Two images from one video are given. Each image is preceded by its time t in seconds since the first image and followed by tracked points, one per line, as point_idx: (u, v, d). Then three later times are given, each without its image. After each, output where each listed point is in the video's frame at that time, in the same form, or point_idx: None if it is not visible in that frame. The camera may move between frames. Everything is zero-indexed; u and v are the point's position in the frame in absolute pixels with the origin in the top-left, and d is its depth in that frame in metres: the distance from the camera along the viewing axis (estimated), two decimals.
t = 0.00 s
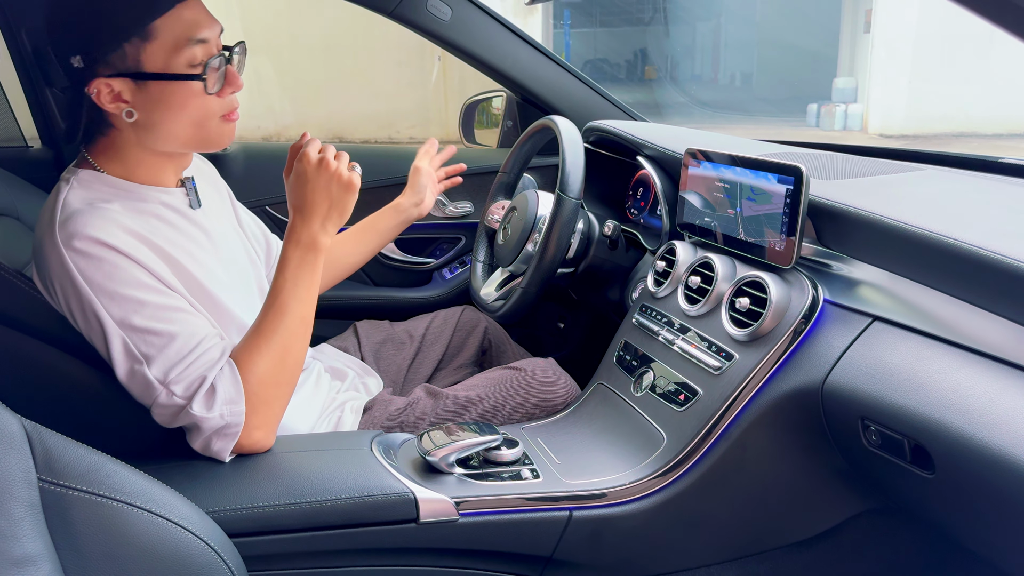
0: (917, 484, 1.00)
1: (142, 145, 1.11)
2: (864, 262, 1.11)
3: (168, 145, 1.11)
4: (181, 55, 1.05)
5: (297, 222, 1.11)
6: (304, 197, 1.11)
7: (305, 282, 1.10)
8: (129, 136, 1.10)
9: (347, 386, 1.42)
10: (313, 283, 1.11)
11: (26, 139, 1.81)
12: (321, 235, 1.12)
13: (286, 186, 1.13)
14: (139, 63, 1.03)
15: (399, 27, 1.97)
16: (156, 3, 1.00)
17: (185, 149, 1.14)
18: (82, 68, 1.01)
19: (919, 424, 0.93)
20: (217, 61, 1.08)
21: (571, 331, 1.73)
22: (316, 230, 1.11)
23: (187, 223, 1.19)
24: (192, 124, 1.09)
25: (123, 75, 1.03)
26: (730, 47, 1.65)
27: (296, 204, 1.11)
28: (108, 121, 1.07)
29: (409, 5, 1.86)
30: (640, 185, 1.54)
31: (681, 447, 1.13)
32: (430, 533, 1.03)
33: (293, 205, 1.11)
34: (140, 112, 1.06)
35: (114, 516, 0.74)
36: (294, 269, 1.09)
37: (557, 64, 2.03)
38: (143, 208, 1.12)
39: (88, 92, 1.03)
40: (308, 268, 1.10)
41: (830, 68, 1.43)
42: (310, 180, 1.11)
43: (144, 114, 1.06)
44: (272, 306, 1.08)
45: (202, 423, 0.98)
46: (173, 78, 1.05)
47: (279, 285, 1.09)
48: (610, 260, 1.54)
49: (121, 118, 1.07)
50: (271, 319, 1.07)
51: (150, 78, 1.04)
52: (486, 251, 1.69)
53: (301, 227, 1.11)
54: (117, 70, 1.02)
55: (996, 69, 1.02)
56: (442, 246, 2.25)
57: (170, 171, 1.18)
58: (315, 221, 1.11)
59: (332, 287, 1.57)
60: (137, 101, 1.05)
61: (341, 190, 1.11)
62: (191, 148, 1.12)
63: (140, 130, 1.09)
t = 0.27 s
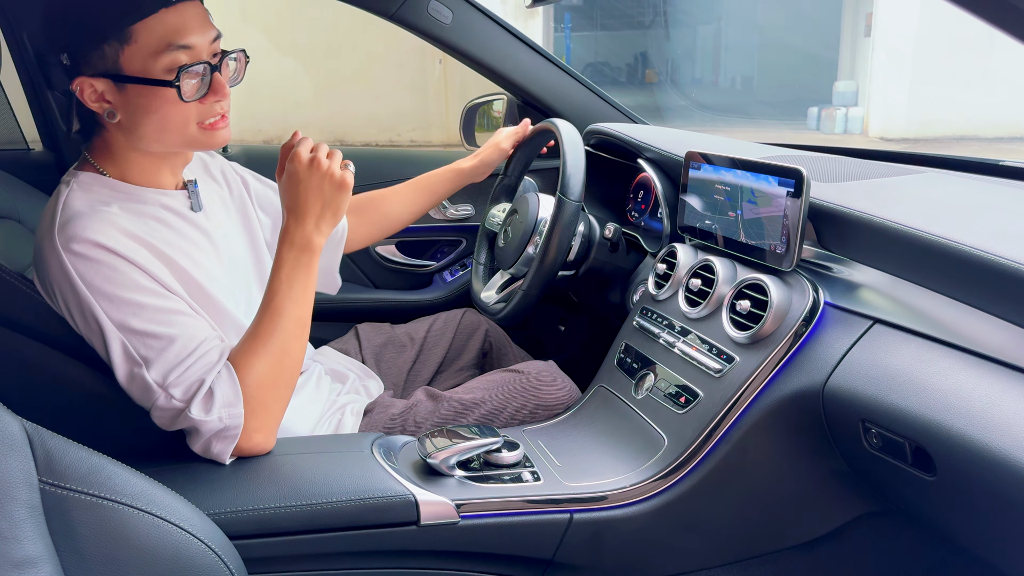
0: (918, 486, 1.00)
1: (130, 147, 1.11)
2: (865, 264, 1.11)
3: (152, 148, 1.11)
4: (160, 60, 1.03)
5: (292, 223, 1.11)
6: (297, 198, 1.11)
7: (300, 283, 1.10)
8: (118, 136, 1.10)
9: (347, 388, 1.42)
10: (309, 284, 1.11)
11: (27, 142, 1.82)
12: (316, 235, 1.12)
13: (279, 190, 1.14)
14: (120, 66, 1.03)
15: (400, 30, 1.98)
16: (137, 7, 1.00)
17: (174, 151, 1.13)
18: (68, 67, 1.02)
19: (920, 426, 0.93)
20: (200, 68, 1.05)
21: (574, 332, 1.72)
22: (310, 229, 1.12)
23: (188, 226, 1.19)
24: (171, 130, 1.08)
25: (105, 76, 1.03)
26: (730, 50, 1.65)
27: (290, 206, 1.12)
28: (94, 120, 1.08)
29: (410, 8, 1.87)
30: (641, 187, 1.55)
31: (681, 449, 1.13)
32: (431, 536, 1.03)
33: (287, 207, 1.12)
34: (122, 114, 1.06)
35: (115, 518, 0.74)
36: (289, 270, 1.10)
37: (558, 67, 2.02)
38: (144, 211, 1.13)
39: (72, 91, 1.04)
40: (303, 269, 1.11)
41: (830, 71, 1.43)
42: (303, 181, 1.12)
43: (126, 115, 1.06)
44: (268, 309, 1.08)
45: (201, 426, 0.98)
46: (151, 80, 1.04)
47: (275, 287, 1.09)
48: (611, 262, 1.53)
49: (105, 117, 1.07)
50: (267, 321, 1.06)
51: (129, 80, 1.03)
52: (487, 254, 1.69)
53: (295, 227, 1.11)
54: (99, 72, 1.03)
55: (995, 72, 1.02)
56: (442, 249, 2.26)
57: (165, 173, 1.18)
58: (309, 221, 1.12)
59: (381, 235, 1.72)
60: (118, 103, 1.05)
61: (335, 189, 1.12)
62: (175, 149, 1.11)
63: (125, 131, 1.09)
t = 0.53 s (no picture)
0: (918, 490, 0.99)
1: (138, 151, 1.11)
2: (865, 268, 1.11)
3: (160, 152, 1.10)
4: (173, 62, 1.03)
5: (285, 225, 1.10)
6: (291, 200, 1.11)
7: (295, 286, 1.10)
8: (126, 140, 1.10)
9: (347, 392, 1.42)
10: (304, 287, 1.11)
11: (28, 146, 1.82)
12: (311, 237, 1.11)
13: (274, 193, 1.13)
14: (131, 68, 1.03)
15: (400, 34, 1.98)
16: (150, 9, 1.00)
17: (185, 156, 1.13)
18: (82, 68, 1.03)
19: (920, 430, 0.93)
20: (212, 71, 1.05)
21: (575, 336, 1.71)
22: (305, 231, 1.11)
23: (190, 230, 1.19)
24: (180, 132, 1.08)
25: (116, 78, 1.03)
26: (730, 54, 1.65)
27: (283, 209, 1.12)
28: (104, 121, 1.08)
29: (410, 12, 1.87)
30: (640, 191, 1.54)
31: (681, 453, 1.13)
32: (430, 539, 1.03)
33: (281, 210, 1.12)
34: (131, 116, 1.06)
35: (114, 522, 0.74)
36: (283, 274, 1.09)
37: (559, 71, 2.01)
38: (145, 215, 1.13)
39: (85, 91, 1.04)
40: (298, 272, 1.10)
41: (829, 76, 1.44)
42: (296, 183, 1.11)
43: (135, 118, 1.06)
44: (262, 313, 1.08)
45: (199, 431, 0.98)
46: (164, 83, 1.04)
47: (270, 290, 1.08)
48: (611, 266, 1.55)
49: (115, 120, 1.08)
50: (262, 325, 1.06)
51: (139, 83, 1.03)
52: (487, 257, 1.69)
53: (288, 229, 1.10)
54: (111, 73, 1.03)
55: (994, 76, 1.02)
56: (442, 253, 2.24)
57: (172, 178, 1.17)
58: (303, 222, 1.11)
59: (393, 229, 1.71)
60: (129, 105, 1.05)
61: (329, 191, 1.11)
62: (184, 153, 1.10)
63: (133, 134, 1.09)
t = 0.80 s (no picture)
0: (917, 492, 0.99)
1: (129, 152, 1.11)
2: (863, 271, 1.11)
3: (150, 151, 1.10)
4: (155, 62, 1.03)
5: (305, 232, 1.08)
6: (315, 202, 1.10)
7: (313, 296, 1.07)
8: (116, 141, 1.10)
9: (347, 395, 1.41)
10: (321, 297, 1.08)
11: (28, 149, 1.82)
12: (334, 248, 1.08)
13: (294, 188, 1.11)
14: (113, 68, 1.03)
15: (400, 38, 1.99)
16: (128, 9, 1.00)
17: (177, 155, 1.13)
18: (67, 71, 1.03)
19: (919, 432, 0.93)
20: (192, 67, 1.05)
21: (574, 338, 1.71)
22: (326, 241, 1.08)
23: (190, 234, 1.19)
24: (168, 130, 1.08)
25: (100, 80, 1.03)
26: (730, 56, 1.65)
27: (305, 205, 1.10)
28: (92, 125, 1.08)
29: (409, 16, 1.87)
30: (639, 194, 1.55)
31: (681, 456, 1.13)
32: (429, 543, 1.03)
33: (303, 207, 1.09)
34: (118, 117, 1.06)
35: (114, 525, 0.74)
36: (302, 281, 1.07)
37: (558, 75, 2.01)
38: (145, 217, 1.13)
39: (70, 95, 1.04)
40: (318, 282, 1.08)
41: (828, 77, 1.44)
42: (321, 183, 1.10)
43: (121, 119, 1.06)
44: (277, 318, 1.05)
45: (198, 437, 0.98)
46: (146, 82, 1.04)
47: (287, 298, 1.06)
48: (611, 269, 1.55)
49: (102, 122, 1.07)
50: (277, 330, 1.05)
51: (123, 83, 1.03)
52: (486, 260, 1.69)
53: (314, 235, 1.08)
54: (96, 74, 1.03)
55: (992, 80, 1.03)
56: (442, 255, 2.25)
57: (166, 177, 1.17)
58: (324, 232, 1.08)
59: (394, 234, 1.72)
60: (115, 106, 1.05)
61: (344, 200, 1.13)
62: (173, 151, 1.11)
63: (123, 134, 1.09)
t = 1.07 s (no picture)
0: (917, 494, 0.99)
1: (112, 155, 1.10)
2: (862, 272, 1.11)
3: (126, 152, 1.09)
4: (117, 62, 1.02)
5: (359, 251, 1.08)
6: (376, 224, 1.08)
7: (347, 312, 1.08)
8: (98, 144, 1.10)
9: (346, 397, 1.41)
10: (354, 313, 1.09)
11: (27, 151, 1.82)
12: (378, 268, 1.09)
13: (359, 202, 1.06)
14: (81, 73, 1.02)
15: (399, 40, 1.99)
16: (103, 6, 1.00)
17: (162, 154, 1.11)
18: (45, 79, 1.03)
19: (918, 434, 0.93)
20: (145, 63, 1.03)
21: (573, 341, 1.71)
22: (377, 261, 1.09)
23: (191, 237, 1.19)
24: (136, 129, 1.07)
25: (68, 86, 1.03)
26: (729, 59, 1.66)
27: (370, 226, 1.08)
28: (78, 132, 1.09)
29: (409, 18, 1.88)
30: (637, 196, 1.55)
31: (680, 458, 1.13)
32: (428, 545, 1.03)
33: (364, 227, 1.07)
34: (92, 120, 1.06)
35: (113, 527, 0.74)
36: (347, 296, 1.07)
37: (557, 76, 2.04)
38: (149, 215, 1.13)
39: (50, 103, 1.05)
40: (355, 300, 1.08)
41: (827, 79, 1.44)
42: (387, 208, 1.09)
43: (94, 122, 1.06)
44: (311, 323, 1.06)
45: (206, 436, 0.99)
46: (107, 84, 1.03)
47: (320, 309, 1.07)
48: (610, 271, 1.54)
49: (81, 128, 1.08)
50: (311, 335, 1.06)
51: (88, 86, 1.03)
52: (485, 262, 1.70)
53: (365, 256, 1.08)
54: (66, 81, 1.02)
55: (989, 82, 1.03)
56: (441, 257, 2.26)
57: (157, 177, 1.16)
58: (378, 253, 1.09)
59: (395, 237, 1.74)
60: (86, 109, 1.05)
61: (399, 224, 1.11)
62: (150, 150, 1.09)
63: (101, 137, 1.08)
